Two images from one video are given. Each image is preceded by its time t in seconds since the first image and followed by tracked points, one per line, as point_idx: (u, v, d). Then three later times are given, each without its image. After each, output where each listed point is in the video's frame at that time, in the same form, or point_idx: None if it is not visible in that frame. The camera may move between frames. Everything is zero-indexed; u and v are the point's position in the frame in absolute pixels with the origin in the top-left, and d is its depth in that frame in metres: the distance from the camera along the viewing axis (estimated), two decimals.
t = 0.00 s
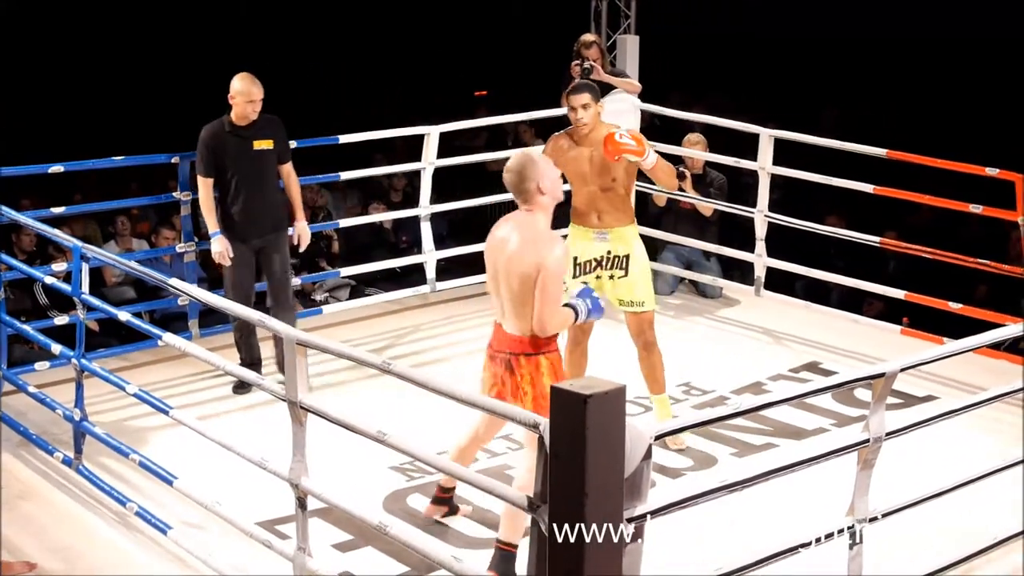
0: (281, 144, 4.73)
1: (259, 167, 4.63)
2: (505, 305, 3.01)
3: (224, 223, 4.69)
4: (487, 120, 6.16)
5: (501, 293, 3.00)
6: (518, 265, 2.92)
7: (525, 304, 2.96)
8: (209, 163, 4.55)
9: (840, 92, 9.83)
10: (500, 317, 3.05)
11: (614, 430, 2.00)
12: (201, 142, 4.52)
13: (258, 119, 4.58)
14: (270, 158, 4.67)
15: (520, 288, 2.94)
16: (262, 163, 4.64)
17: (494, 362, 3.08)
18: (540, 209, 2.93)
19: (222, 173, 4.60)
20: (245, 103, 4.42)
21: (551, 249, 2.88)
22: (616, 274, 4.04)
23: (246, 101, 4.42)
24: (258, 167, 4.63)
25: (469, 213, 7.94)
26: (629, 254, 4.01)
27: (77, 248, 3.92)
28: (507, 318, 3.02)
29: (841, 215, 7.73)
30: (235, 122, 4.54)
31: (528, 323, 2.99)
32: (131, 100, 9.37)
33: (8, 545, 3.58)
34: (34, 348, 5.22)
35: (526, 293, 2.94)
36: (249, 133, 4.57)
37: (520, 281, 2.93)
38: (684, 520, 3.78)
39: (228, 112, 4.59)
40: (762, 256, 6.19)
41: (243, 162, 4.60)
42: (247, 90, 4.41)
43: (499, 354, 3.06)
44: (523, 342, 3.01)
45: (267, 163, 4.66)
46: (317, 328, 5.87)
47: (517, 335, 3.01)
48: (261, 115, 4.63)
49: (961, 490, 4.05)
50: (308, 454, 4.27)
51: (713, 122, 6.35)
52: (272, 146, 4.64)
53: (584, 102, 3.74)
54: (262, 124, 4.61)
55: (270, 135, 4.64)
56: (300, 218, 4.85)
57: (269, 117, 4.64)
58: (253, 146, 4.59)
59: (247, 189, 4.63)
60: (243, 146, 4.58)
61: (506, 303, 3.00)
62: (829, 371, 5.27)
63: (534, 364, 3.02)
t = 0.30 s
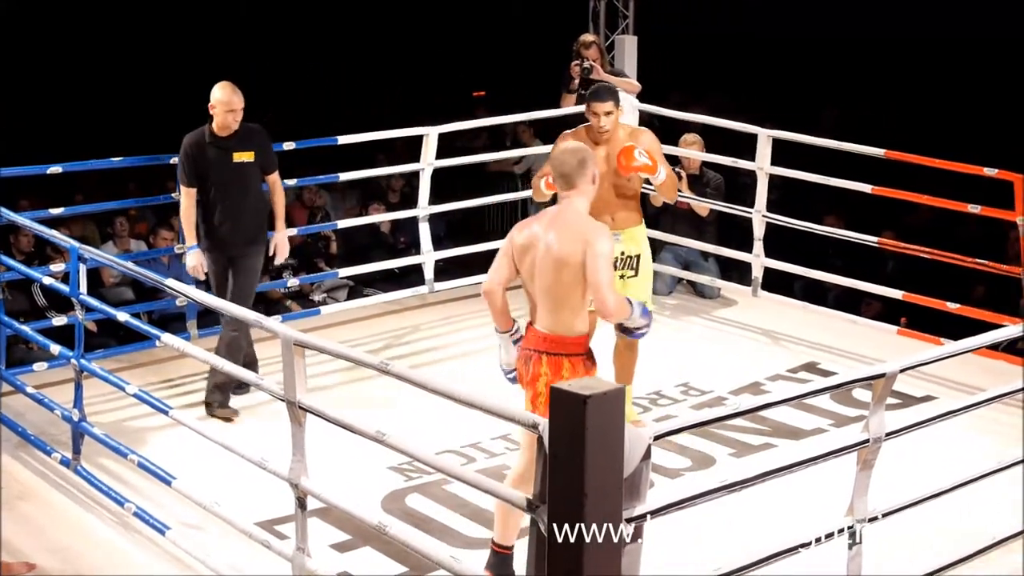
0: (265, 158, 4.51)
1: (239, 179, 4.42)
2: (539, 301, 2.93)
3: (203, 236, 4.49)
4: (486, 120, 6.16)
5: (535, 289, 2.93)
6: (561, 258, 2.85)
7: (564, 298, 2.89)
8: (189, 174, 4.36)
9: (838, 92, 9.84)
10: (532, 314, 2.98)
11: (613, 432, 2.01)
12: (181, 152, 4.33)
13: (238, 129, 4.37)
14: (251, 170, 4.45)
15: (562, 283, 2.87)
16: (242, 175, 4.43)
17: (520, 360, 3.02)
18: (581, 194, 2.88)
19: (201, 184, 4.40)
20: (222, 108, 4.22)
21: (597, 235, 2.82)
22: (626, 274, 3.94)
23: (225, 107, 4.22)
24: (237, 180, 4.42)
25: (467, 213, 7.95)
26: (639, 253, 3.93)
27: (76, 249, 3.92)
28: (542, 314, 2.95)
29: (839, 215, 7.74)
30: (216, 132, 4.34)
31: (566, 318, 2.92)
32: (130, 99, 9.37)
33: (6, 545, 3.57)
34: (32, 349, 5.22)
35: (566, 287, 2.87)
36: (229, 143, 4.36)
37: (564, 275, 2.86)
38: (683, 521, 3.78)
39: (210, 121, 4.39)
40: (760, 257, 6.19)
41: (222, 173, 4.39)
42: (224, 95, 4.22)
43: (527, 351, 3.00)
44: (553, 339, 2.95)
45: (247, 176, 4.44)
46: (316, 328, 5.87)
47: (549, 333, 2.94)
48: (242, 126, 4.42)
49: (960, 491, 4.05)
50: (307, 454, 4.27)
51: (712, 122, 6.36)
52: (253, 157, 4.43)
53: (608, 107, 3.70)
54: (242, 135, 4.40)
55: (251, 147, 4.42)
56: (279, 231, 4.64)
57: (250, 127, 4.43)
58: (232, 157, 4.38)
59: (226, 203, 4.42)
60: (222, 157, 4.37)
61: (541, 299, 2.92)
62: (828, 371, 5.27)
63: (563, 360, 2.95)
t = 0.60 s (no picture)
0: (253, 167, 4.39)
1: (216, 185, 4.30)
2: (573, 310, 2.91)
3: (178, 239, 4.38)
4: (481, 118, 6.16)
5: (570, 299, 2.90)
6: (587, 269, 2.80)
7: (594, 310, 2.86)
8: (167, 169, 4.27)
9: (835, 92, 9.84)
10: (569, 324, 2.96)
11: (609, 430, 2.00)
12: (163, 145, 4.25)
13: (225, 133, 4.26)
14: (235, 179, 4.33)
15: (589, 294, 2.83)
16: (221, 181, 4.31)
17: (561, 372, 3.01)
18: (619, 206, 2.78)
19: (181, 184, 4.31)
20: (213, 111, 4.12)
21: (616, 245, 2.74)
22: (639, 272, 3.98)
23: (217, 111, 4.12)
24: (219, 186, 4.31)
25: (463, 212, 7.95)
26: (653, 252, 3.93)
27: (70, 248, 3.92)
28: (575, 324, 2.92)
29: (834, 214, 7.74)
30: (201, 132, 4.24)
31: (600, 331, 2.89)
32: (127, 99, 9.38)
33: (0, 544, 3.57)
34: (27, 348, 5.22)
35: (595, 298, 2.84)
36: (212, 146, 4.26)
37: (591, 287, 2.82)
38: (678, 519, 3.78)
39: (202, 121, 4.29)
40: (756, 255, 6.19)
41: (200, 175, 4.28)
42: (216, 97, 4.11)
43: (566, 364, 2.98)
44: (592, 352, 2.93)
45: (230, 184, 4.33)
46: (311, 327, 5.87)
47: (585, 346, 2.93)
48: (232, 131, 4.32)
49: (955, 489, 4.05)
50: (303, 453, 4.26)
51: (707, 120, 6.36)
52: (235, 165, 4.31)
53: (629, 123, 3.71)
54: (229, 140, 4.29)
55: (236, 154, 4.31)
56: (266, 247, 4.53)
57: (240, 134, 4.32)
58: (215, 161, 4.28)
59: (205, 207, 4.31)
60: (202, 159, 4.26)
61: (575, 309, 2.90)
62: (824, 370, 5.27)
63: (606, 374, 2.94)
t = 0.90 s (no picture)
0: (230, 166, 4.37)
1: (200, 188, 4.27)
2: (620, 307, 3.08)
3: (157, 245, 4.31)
4: (469, 116, 6.16)
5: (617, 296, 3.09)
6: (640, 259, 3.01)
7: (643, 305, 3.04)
8: (147, 176, 4.20)
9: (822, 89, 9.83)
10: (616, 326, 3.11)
11: (597, 428, 2.01)
12: (141, 151, 4.18)
13: (206, 134, 4.23)
14: (214, 179, 4.30)
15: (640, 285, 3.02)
16: (203, 183, 4.27)
17: (613, 374, 3.10)
18: (656, 203, 3.04)
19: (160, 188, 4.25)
20: (197, 116, 4.09)
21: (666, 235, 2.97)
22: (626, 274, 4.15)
23: (201, 115, 4.10)
24: (201, 188, 4.28)
25: (450, 210, 7.95)
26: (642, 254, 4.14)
27: (57, 247, 3.91)
28: (621, 322, 3.09)
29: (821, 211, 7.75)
30: (181, 134, 4.20)
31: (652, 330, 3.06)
32: (109, 95, 9.32)
33: None
34: (14, 347, 5.21)
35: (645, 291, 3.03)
36: (193, 148, 4.22)
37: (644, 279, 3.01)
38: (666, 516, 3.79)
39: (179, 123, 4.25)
40: (743, 252, 6.20)
41: (182, 179, 4.23)
42: (200, 101, 4.08)
43: (625, 366, 3.08)
44: (653, 350, 3.06)
45: (210, 184, 4.30)
46: (299, 325, 5.87)
47: (638, 343, 3.06)
48: (210, 132, 4.29)
49: (941, 485, 4.06)
50: (290, 451, 4.26)
51: (694, 118, 6.37)
52: (218, 165, 4.28)
53: (621, 129, 3.87)
54: (208, 141, 4.26)
55: (216, 153, 4.28)
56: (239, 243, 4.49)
57: (218, 134, 4.30)
58: (197, 163, 4.24)
59: (188, 209, 4.27)
60: (184, 162, 4.22)
61: (624, 306, 3.07)
62: (810, 367, 5.28)
63: (671, 372, 3.06)
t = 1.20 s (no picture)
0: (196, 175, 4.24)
1: (173, 197, 4.13)
2: (665, 315, 3.04)
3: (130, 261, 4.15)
4: (454, 112, 6.16)
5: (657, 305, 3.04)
6: (701, 266, 2.98)
7: (700, 311, 3.02)
8: (118, 189, 4.04)
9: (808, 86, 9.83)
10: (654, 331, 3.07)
11: (583, 423, 2.01)
12: (111, 164, 4.02)
13: (174, 143, 4.10)
14: (184, 187, 4.17)
15: (700, 290, 3.00)
16: (176, 193, 4.15)
17: (652, 377, 3.10)
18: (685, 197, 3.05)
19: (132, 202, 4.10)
20: (167, 126, 3.96)
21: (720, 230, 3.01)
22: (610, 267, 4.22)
23: (170, 124, 3.97)
24: (173, 197, 4.14)
25: (436, 205, 7.95)
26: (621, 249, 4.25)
27: (42, 243, 3.91)
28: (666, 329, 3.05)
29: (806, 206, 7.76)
30: (149, 145, 4.05)
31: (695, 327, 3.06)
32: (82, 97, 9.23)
33: None
34: None
35: (704, 296, 3.01)
36: (163, 158, 4.08)
37: (702, 286, 3.00)
38: (651, 511, 3.80)
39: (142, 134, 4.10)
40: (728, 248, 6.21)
41: (156, 189, 4.09)
42: (170, 112, 3.94)
43: (666, 370, 3.08)
44: (698, 353, 3.06)
45: (181, 193, 4.16)
46: (285, 321, 5.87)
47: (690, 348, 3.05)
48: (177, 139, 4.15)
49: (926, 479, 4.07)
50: (276, 448, 4.26)
51: (678, 114, 6.38)
52: (189, 174, 4.16)
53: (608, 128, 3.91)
54: (177, 150, 4.13)
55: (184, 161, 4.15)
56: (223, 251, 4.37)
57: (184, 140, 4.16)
58: (168, 173, 4.10)
59: (162, 220, 4.13)
60: (157, 172, 4.08)
61: (671, 315, 3.03)
62: (795, 362, 5.29)
63: (712, 372, 3.08)
